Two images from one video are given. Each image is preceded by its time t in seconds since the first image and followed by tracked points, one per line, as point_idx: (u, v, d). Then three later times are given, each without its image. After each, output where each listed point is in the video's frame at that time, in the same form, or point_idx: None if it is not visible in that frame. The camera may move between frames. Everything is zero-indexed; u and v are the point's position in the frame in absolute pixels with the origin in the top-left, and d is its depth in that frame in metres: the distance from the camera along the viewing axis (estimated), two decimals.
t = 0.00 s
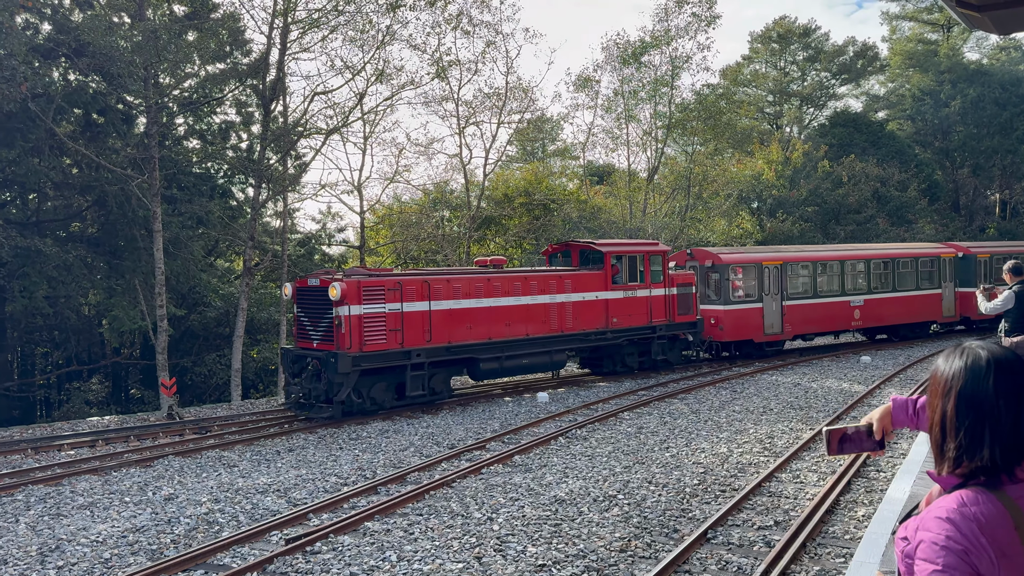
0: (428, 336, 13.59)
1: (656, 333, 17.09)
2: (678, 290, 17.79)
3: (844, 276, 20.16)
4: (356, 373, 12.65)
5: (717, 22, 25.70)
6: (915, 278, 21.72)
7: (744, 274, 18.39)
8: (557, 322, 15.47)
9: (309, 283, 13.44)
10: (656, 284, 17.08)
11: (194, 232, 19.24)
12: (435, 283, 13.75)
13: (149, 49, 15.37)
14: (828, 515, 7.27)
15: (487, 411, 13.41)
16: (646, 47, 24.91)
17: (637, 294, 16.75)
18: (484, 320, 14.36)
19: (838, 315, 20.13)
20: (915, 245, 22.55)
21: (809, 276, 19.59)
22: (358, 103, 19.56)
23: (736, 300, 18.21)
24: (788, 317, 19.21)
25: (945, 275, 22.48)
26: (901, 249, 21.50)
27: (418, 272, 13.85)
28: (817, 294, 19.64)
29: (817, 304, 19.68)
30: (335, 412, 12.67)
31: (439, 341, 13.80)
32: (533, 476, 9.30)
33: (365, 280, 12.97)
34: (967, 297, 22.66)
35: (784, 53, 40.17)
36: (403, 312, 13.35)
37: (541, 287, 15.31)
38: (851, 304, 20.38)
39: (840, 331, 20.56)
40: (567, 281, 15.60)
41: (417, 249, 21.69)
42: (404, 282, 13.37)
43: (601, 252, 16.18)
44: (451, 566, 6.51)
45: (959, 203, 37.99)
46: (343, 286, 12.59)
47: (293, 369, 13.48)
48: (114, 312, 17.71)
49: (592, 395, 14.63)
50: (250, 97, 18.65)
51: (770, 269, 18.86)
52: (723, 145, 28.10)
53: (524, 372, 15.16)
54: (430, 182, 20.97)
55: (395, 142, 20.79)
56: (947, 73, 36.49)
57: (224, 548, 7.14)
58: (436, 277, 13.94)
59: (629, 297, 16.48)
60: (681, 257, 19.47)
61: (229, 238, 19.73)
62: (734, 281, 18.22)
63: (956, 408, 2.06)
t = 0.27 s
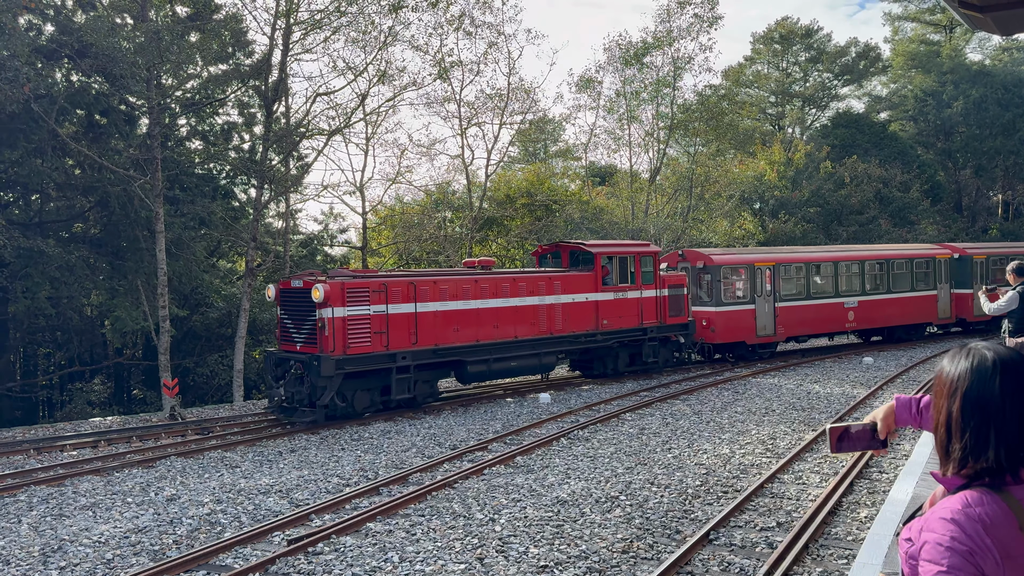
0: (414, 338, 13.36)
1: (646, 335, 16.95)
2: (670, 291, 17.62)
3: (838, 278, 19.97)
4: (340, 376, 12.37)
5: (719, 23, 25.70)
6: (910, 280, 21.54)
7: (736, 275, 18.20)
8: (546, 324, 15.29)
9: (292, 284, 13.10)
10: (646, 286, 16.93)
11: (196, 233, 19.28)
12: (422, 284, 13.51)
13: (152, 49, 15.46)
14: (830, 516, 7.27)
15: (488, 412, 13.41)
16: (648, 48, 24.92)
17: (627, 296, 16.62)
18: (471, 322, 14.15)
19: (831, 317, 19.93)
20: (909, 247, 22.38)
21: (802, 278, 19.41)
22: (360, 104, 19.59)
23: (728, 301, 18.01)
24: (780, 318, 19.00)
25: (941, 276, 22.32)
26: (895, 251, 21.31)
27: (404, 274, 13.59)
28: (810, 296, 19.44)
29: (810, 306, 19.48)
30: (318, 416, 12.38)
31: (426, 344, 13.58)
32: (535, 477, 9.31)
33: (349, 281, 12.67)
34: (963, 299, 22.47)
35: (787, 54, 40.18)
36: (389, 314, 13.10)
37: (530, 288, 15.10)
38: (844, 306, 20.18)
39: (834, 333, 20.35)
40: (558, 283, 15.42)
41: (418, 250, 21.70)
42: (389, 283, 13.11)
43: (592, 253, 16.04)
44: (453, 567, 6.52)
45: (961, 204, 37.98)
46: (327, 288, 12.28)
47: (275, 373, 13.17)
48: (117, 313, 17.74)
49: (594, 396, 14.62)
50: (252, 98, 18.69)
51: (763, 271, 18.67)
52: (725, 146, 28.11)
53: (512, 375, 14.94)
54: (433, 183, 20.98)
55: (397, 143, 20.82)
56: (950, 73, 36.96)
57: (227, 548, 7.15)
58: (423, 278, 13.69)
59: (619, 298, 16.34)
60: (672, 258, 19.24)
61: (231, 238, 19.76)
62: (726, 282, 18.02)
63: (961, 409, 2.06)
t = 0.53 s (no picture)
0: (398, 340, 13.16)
1: (636, 337, 16.77)
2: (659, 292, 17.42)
3: (829, 279, 19.73)
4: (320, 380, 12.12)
5: (719, 23, 25.70)
6: (904, 280, 21.32)
7: (726, 276, 17.94)
8: (533, 325, 15.11)
9: (271, 285, 12.84)
10: (635, 287, 16.75)
11: (196, 233, 19.29)
12: (406, 285, 13.31)
13: (152, 49, 15.46)
14: (830, 517, 7.27)
15: (488, 412, 13.41)
16: (648, 49, 24.91)
17: (617, 297, 16.46)
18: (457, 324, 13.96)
19: (823, 318, 19.67)
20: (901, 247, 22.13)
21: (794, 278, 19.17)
22: (360, 104, 19.60)
23: (718, 302, 17.76)
24: (771, 320, 18.72)
25: (934, 277, 22.12)
26: (887, 251, 21.03)
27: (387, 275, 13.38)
28: (801, 297, 19.19)
29: (802, 307, 19.22)
30: (298, 420, 12.13)
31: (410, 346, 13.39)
32: (535, 478, 9.30)
33: (331, 282, 12.44)
34: (956, 299, 22.29)
35: (787, 54, 40.18)
36: (371, 315, 12.89)
37: (517, 289, 14.93)
38: (836, 307, 19.93)
39: (825, 334, 20.10)
40: (545, 283, 15.25)
41: (418, 250, 21.70)
42: (372, 284, 12.90)
43: (580, 253, 15.86)
44: (452, 567, 6.52)
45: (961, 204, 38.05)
46: (307, 289, 12.05)
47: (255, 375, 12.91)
48: (116, 313, 17.73)
49: (594, 396, 14.62)
50: (252, 98, 18.69)
51: (753, 271, 18.42)
52: (725, 147, 28.10)
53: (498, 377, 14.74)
54: (433, 183, 20.97)
55: (397, 143, 20.82)
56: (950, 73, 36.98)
57: (227, 548, 7.15)
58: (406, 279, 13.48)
59: (608, 299, 16.18)
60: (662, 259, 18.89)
61: (230, 238, 19.76)
62: (716, 283, 17.75)
63: (964, 410, 2.06)
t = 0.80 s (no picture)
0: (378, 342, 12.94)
1: (621, 338, 16.64)
2: (645, 293, 17.32)
3: (818, 280, 19.67)
4: (298, 383, 11.91)
5: (716, 23, 25.71)
6: (893, 281, 21.25)
7: (713, 277, 17.89)
8: (517, 327, 14.96)
9: (248, 286, 12.57)
10: (620, 287, 16.65)
11: (193, 233, 19.27)
12: (386, 286, 13.09)
13: (148, 49, 15.34)
14: (828, 517, 7.27)
15: (486, 412, 13.40)
16: (645, 49, 24.93)
17: (602, 298, 16.34)
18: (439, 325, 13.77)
19: (811, 319, 19.61)
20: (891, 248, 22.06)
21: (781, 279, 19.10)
22: (357, 105, 19.59)
23: (705, 303, 17.69)
24: (759, 321, 18.66)
25: (924, 277, 22.01)
26: (877, 252, 20.95)
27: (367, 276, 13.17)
28: (789, 298, 19.13)
29: (790, 308, 19.16)
30: (275, 423, 11.93)
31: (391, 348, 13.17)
32: (532, 478, 9.30)
33: (309, 283, 12.19)
34: (946, 300, 22.25)
35: (784, 55, 40.25)
36: (351, 317, 12.66)
37: (500, 290, 14.77)
38: (825, 308, 19.86)
39: (814, 336, 20.02)
40: (529, 284, 15.11)
41: (416, 250, 21.69)
42: (351, 285, 12.67)
43: (565, 254, 15.75)
44: (450, 567, 6.51)
45: (958, 204, 38.13)
46: (285, 289, 11.79)
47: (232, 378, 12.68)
48: (113, 313, 17.68)
49: (591, 396, 14.63)
50: (250, 98, 18.67)
51: (741, 272, 18.35)
52: (722, 147, 28.14)
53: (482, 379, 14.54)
54: (430, 183, 20.98)
55: (394, 143, 20.81)
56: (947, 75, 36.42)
57: (223, 549, 7.14)
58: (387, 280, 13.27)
59: (592, 300, 16.07)
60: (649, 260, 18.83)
61: (227, 239, 19.73)
62: (703, 284, 17.71)
63: (961, 411, 2.06)
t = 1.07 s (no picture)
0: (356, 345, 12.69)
1: (606, 339, 16.44)
2: (629, 293, 17.11)
3: (804, 280, 19.58)
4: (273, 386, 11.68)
5: (710, 24, 25.76)
6: (880, 281, 21.21)
7: (697, 278, 17.80)
8: (498, 328, 14.72)
9: (222, 287, 12.32)
10: (604, 288, 16.44)
11: (187, 233, 19.21)
12: (364, 287, 12.83)
13: (141, 48, 15.28)
14: (822, 516, 7.28)
15: (481, 413, 13.39)
16: (640, 49, 24.96)
17: (586, 299, 16.15)
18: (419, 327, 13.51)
19: (797, 319, 19.55)
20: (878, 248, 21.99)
21: (767, 280, 19.03)
22: (352, 105, 19.57)
23: (689, 304, 17.61)
24: (743, 321, 18.59)
25: (911, 277, 21.99)
26: (864, 252, 20.90)
27: (344, 276, 12.91)
28: (774, 298, 19.05)
29: (775, 308, 19.08)
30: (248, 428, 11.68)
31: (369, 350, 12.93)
32: (527, 478, 9.30)
33: (283, 284, 11.93)
34: (933, 300, 22.24)
35: (778, 55, 40.35)
36: (327, 319, 12.41)
37: (481, 290, 14.55)
38: (811, 308, 19.78)
39: (800, 336, 19.97)
40: (511, 284, 14.90)
41: (411, 250, 21.68)
42: (327, 286, 12.41)
43: (547, 254, 15.56)
44: (445, 568, 6.50)
45: (952, 204, 38.30)
46: (257, 291, 11.55)
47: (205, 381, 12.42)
48: (107, 314, 17.59)
49: (587, 396, 14.62)
50: (243, 98, 18.61)
51: (725, 272, 18.29)
52: (716, 147, 28.19)
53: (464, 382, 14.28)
54: (425, 183, 20.97)
55: (389, 143, 20.80)
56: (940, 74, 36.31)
57: (217, 550, 7.11)
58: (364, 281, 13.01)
59: (576, 301, 15.86)
60: (633, 260, 18.74)
61: (221, 239, 19.65)
62: (686, 285, 17.62)
63: (951, 412, 2.07)
